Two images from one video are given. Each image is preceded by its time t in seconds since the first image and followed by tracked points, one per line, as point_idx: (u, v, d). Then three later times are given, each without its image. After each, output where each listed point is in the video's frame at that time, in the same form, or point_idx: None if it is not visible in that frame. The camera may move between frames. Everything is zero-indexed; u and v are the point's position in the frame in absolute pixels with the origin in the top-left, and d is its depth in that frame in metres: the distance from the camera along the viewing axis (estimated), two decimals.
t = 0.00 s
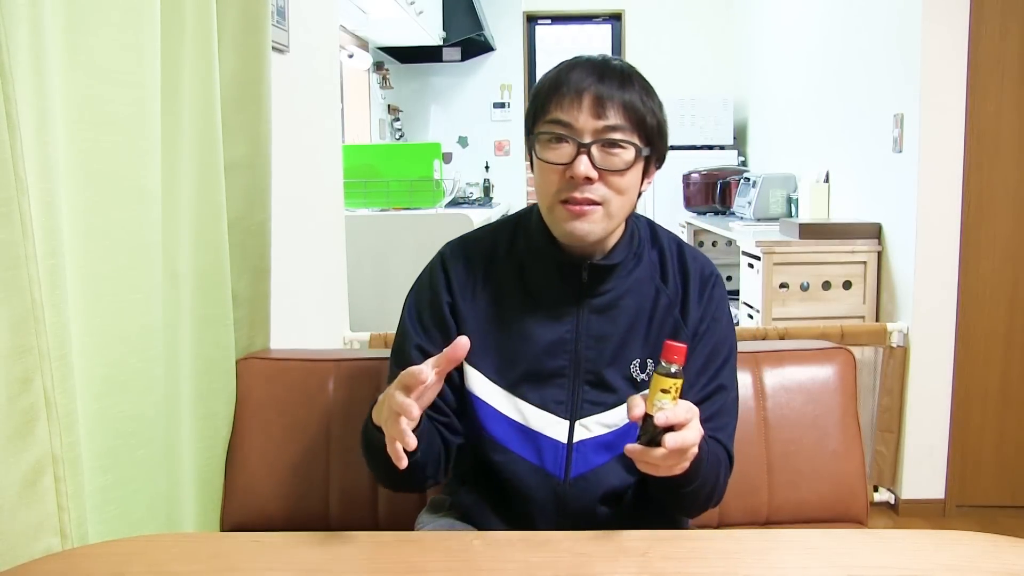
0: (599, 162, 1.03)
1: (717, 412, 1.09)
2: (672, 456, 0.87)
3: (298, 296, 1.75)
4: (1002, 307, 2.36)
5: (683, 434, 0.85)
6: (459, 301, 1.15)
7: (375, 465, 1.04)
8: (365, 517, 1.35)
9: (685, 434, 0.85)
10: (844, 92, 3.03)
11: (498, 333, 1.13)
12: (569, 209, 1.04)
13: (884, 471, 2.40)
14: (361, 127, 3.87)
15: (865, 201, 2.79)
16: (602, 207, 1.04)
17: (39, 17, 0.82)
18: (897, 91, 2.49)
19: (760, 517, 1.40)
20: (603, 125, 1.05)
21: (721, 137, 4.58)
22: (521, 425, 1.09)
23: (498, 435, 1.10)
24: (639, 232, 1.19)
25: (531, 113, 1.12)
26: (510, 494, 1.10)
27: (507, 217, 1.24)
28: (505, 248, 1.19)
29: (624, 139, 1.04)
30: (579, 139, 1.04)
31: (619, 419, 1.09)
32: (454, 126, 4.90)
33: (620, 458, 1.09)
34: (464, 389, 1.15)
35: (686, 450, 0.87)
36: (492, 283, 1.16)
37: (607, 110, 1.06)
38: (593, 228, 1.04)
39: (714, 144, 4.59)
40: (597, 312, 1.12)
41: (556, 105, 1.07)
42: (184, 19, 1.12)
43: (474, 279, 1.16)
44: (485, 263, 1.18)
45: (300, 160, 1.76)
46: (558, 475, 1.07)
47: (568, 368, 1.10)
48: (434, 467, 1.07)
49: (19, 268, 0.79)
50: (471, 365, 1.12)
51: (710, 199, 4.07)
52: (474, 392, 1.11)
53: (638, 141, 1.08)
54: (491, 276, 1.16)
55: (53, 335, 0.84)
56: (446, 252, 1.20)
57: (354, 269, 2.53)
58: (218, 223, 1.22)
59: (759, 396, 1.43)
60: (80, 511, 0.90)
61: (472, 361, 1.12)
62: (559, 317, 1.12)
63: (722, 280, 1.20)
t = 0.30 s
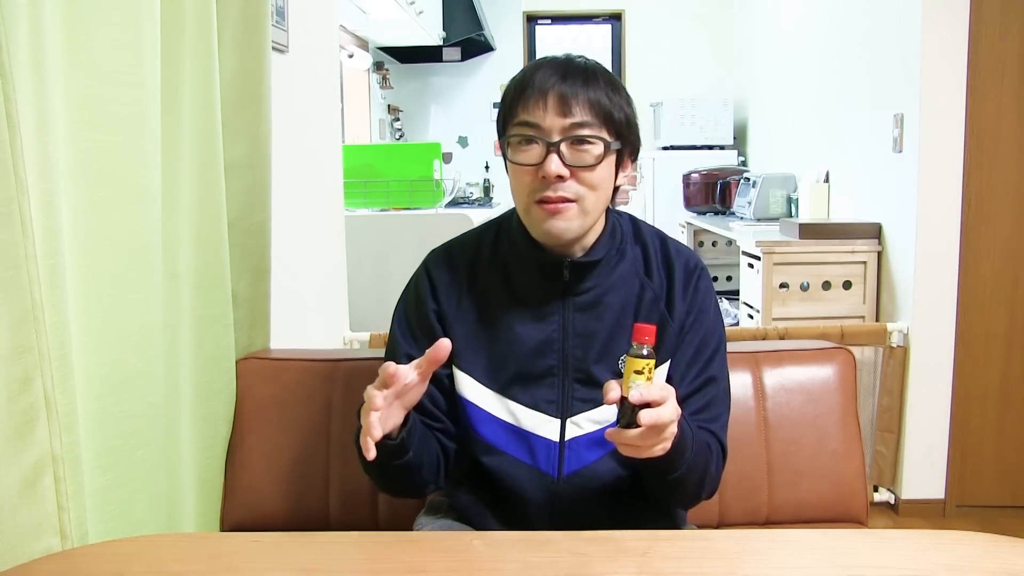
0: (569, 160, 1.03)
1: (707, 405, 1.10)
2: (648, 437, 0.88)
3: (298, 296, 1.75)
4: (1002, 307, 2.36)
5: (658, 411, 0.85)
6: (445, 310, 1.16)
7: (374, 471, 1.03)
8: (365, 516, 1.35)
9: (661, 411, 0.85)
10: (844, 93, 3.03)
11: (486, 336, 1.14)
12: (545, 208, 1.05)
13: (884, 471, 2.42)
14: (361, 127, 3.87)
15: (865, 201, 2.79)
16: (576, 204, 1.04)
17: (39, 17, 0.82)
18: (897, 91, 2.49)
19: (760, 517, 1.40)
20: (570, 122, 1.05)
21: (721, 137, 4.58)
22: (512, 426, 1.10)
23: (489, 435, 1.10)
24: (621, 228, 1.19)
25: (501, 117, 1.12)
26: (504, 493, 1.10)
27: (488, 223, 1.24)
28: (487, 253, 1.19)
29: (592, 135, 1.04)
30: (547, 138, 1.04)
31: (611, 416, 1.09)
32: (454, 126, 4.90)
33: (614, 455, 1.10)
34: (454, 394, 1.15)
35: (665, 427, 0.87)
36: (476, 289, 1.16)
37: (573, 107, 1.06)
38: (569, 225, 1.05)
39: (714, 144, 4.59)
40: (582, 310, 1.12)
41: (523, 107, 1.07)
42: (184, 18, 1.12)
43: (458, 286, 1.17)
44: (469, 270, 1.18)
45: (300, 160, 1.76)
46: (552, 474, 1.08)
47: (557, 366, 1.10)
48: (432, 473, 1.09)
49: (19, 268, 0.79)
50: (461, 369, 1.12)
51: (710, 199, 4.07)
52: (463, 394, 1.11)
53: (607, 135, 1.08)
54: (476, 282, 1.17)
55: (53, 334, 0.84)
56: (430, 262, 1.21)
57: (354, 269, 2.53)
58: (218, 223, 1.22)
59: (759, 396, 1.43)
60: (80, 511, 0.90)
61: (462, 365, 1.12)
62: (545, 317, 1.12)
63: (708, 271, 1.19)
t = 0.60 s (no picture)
0: (543, 168, 1.03)
1: (700, 401, 1.09)
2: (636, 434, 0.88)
3: (298, 296, 1.75)
4: (1001, 307, 2.36)
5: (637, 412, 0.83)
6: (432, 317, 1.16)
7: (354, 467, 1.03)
8: (365, 516, 1.35)
9: (640, 413, 0.84)
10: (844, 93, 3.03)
11: (474, 341, 1.14)
12: (524, 218, 1.05)
13: (884, 471, 2.42)
14: (361, 127, 3.86)
15: (865, 201, 2.79)
16: (555, 211, 1.04)
17: (39, 17, 0.82)
18: (897, 91, 2.50)
19: (760, 517, 1.40)
20: (542, 130, 1.05)
21: (721, 137, 4.58)
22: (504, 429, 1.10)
23: (481, 438, 1.10)
24: (607, 228, 1.19)
25: (476, 127, 1.12)
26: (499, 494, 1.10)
27: (473, 228, 1.24)
28: (473, 259, 1.19)
29: (564, 141, 1.04)
30: (521, 148, 1.04)
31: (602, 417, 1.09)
32: (454, 127, 4.90)
33: (606, 455, 1.09)
34: (445, 399, 1.15)
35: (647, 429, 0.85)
36: (463, 296, 1.17)
37: (544, 114, 1.05)
38: (550, 232, 1.05)
39: (714, 144, 4.59)
40: (570, 311, 1.12)
41: (496, 117, 1.07)
42: (184, 19, 1.12)
43: (445, 293, 1.17)
44: (456, 277, 1.18)
45: (300, 159, 1.76)
46: (545, 476, 1.07)
47: (547, 368, 1.10)
48: (420, 477, 1.09)
49: (19, 269, 0.79)
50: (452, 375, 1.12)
51: (710, 199, 4.07)
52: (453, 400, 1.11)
53: (581, 138, 1.08)
54: (463, 289, 1.17)
55: (53, 335, 0.84)
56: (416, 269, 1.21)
57: (354, 269, 2.53)
58: (218, 223, 1.22)
59: (759, 396, 1.44)
60: (81, 511, 0.90)
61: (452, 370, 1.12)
62: (533, 319, 1.12)
63: (696, 268, 1.19)
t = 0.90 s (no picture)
0: (517, 199, 1.00)
1: (695, 398, 1.09)
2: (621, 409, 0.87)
3: (298, 296, 1.75)
4: (1001, 307, 2.36)
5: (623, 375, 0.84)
6: (421, 335, 1.16)
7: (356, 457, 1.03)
8: (364, 515, 1.35)
9: (625, 377, 0.84)
10: (844, 93, 3.03)
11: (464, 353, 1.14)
12: (505, 250, 1.03)
13: (883, 470, 2.44)
14: (361, 127, 3.86)
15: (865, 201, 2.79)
16: (536, 239, 1.03)
17: (39, 17, 0.82)
18: (897, 91, 2.49)
19: (760, 517, 1.40)
20: (509, 160, 1.01)
21: (721, 137, 4.58)
22: (497, 439, 1.10)
23: (474, 449, 1.10)
24: (593, 230, 1.18)
25: (443, 156, 1.08)
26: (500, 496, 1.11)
27: (456, 238, 1.24)
28: (458, 270, 1.19)
29: (535, 168, 1.01)
30: (491, 182, 1.01)
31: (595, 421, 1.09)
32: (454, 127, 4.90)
33: (600, 458, 1.09)
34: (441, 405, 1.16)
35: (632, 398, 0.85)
36: (450, 311, 1.17)
37: (510, 141, 1.01)
38: (533, 260, 1.04)
39: (714, 144, 4.59)
40: (557, 318, 1.11)
41: (462, 149, 1.03)
42: (184, 19, 1.12)
43: (431, 310, 1.17)
44: (442, 292, 1.18)
45: (300, 159, 1.76)
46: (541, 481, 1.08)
47: (538, 378, 1.10)
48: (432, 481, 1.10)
49: (18, 269, 0.79)
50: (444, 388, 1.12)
51: (710, 199, 4.06)
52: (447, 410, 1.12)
53: (552, 159, 1.04)
54: (450, 303, 1.17)
55: (53, 335, 0.84)
56: (403, 285, 1.21)
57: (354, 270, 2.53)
58: (218, 223, 1.22)
59: (759, 396, 1.44)
60: (81, 511, 0.90)
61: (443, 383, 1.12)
62: (520, 327, 1.12)
63: (683, 264, 1.18)
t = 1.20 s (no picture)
0: (478, 219, 0.91)
1: (683, 403, 1.03)
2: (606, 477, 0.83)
3: (298, 296, 1.75)
4: (1001, 307, 2.36)
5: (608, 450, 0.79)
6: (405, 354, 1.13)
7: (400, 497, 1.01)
8: (364, 516, 1.35)
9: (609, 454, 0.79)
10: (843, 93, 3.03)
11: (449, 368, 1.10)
12: (473, 271, 0.95)
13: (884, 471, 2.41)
14: (361, 127, 3.86)
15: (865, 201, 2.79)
16: (504, 256, 0.95)
17: (39, 17, 0.82)
18: (897, 91, 2.50)
19: (760, 517, 1.40)
20: (462, 180, 0.91)
21: (721, 137, 4.58)
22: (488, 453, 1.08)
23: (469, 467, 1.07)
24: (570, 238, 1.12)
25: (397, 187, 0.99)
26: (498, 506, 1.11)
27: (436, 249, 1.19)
28: (436, 284, 1.14)
29: (490, 184, 0.91)
30: (448, 205, 0.91)
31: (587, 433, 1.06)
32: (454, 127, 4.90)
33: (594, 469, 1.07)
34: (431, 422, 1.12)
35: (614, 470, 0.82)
36: (433, 328, 1.13)
37: (461, 158, 0.91)
38: (504, 278, 0.96)
39: (714, 144, 4.60)
40: (539, 332, 1.06)
41: (412, 177, 0.93)
42: (184, 19, 1.12)
43: (414, 329, 1.13)
44: (423, 308, 1.14)
45: (300, 159, 1.76)
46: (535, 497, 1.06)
47: (524, 393, 1.06)
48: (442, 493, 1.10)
49: (19, 268, 0.79)
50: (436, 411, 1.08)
51: (710, 199, 4.06)
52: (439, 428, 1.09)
53: (508, 172, 0.95)
54: (431, 321, 1.13)
55: (53, 335, 0.84)
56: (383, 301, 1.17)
57: (354, 269, 2.53)
58: (218, 223, 1.22)
59: (759, 396, 1.44)
60: (81, 511, 0.90)
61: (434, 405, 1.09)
62: (501, 342, 1.07)
63: (667, 265, 1.12)
